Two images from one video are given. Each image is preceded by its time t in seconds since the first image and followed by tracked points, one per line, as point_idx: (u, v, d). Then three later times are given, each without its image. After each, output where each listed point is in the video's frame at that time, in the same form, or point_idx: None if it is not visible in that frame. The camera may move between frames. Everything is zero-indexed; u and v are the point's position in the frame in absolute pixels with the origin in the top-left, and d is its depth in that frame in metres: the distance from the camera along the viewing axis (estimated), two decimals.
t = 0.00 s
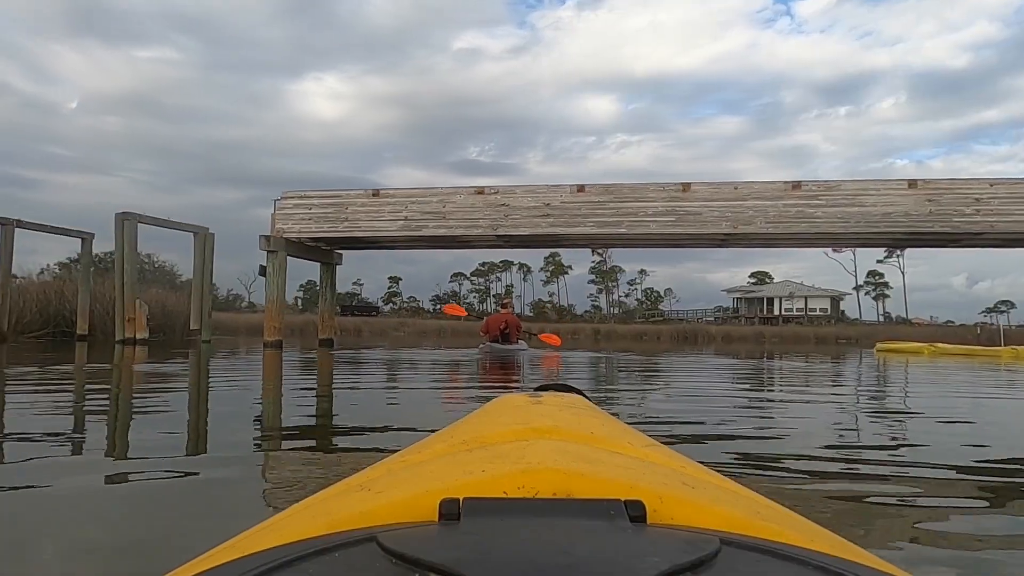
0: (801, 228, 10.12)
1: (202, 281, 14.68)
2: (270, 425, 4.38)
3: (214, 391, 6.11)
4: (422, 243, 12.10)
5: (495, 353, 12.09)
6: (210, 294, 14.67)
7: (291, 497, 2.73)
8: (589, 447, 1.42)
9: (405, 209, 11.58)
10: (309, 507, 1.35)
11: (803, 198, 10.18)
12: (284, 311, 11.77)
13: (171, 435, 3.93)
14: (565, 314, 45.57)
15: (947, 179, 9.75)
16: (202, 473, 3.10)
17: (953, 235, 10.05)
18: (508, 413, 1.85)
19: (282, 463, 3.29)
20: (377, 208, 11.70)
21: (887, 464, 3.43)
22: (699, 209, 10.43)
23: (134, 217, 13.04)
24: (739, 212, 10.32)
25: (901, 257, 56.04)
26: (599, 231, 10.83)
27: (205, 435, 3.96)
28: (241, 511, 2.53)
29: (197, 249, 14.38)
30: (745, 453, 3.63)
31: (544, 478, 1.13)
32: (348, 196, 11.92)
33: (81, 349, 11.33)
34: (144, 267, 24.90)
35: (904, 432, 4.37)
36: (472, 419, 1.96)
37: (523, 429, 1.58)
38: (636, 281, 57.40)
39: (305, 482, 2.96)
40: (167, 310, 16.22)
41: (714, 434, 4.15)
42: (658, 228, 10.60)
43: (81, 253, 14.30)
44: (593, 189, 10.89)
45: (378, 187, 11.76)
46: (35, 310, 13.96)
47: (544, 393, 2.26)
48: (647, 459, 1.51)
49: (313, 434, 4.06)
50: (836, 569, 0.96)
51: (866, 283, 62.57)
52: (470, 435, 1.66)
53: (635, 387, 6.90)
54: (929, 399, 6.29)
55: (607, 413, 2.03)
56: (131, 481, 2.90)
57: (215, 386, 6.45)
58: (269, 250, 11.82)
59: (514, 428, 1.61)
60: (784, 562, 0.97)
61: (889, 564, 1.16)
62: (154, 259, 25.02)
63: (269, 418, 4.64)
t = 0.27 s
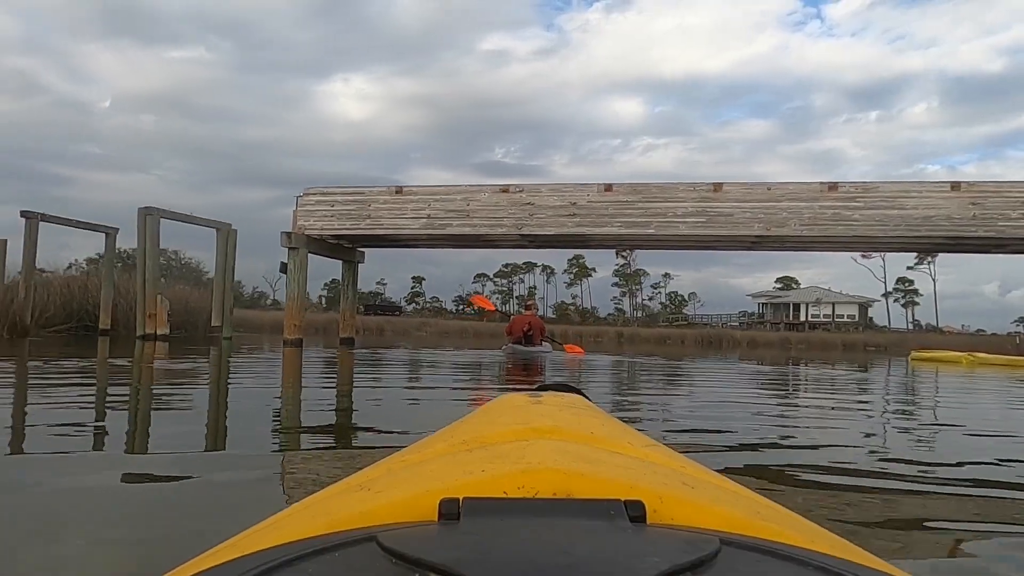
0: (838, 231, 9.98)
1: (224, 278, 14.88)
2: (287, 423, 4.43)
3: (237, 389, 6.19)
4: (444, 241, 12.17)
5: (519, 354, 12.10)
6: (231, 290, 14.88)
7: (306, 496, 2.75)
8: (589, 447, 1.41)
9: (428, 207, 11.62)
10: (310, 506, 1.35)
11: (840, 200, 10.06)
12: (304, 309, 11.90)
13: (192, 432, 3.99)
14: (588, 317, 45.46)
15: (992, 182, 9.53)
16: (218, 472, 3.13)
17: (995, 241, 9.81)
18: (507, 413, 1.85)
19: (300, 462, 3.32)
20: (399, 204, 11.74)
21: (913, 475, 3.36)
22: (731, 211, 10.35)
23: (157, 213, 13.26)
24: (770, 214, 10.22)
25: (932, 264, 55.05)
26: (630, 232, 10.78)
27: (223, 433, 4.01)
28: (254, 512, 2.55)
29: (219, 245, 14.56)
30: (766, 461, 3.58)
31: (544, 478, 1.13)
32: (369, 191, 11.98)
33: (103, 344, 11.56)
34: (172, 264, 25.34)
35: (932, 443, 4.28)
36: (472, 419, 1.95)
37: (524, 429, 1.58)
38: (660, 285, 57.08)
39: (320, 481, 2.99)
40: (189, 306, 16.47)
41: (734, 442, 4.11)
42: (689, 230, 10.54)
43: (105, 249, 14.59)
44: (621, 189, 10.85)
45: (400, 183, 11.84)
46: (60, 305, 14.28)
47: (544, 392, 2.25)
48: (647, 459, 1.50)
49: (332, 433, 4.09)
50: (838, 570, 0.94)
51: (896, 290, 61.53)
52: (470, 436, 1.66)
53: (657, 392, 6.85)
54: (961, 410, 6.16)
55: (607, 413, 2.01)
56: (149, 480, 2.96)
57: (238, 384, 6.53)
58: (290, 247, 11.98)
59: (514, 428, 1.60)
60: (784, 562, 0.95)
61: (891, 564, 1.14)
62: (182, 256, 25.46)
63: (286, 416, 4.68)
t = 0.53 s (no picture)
0: (869, 233, 9.83)
1: (239, 272, 15.01)
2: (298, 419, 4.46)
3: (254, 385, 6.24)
4: (461, 236, 12.18)
5: (537, 354, 12.09)
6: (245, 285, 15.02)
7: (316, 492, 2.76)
8: (589, 447, 1.40)
9: (445, 202, 11.62)
10: (310, 506, 1.35)
11: (871, 199, 9.89)
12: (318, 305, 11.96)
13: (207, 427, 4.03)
14: (606, 318, 45.32)
15: None
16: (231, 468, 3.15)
17: None
18: (507, 413, 1.84)
19: (313, 459, 3.33)
20: (415, 200, 11.79)
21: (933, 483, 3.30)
22: (757, 209, 10.23)
23: (172, 206, 13.42)
24: (796, 214, 10.09)
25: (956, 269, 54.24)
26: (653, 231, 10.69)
27: (235, 428, 4.04)
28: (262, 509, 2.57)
29: (234, 238, 14.69)
30: (781, 468, 3.54)
31: (544, 478, 1.12)
32: (386, 186, 12.01)
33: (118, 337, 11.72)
34: (192, 259, 25.62)
35: (954, 452, 4.20)
36: (472, 419, 1.95)
37: (523, 429, 1.57)
38: (679, 287, 56.77)
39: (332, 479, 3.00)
40: (205, 301, 16.66)
41: (751, 447, 4.06)
42: (714, 229, 10.42)
43: (121, 242, 14.80)
44: (643, 186, 10.76)
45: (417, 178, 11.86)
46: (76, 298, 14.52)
47: (543, 392, 2.24)
48: (646, 458, 1.48)
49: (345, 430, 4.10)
50: (838, 569, 0.92)
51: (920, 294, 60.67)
52: (469, 435, 1.65)
53: (674, 395, 6.80)
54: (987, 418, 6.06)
55: (606, 413, 2.00)
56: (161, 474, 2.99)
57: (256, 380, 6.59)
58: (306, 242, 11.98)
59: (514, 428, 1.59)
60: (784, 562, 0.94)
61: (892, 564, 1.12)
62: (202, 251, 25.73)
63: (299, 412, 4.72)
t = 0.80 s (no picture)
0: (890, 228, 9.73)
1: (244, 270, 15.05)
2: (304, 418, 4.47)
3: (262, 383, 6.26)
4: (469, 232, 12.16)
5: (548, 353, 12.07)
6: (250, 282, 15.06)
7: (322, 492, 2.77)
8: (588, 447, 1.39)
9: (453, 198, 11.61)
10: (310, 506, 1.35)
11: (892, 193, 9.79)
12: (322, 303, 11.98)
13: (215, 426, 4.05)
14: (615, 316, 45.23)
15: None
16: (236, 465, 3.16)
17: None
18: (506, 413, 1.84)
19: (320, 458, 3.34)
20: (420, 196, 11.81)
21: (944, 485, 3.28)
22: (772, 204, 10.13)
23: (175, 202, 13.48)
24: (811, 209, 10.02)
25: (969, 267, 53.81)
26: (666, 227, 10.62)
27: (240, 426, 4.06)
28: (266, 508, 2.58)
29: (240, 235, 14.73)
30: (789, 468, 3.51)
31: (544, 477, 1.11)
32: (393, 182, 12.02)
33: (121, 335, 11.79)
34: (201, 257, 25.77)
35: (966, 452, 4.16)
36: (471, 420, 1.94)
37: (523, 429, 1.56)
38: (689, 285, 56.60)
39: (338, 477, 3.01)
40: (210, 300, 16.73)
41: (759, 447, 4.04)
42: (728, 225, 10.31)
43: (126, 239, 14.89)
44: (655, 180, 10.72)
45: (424, 174, 11.86)
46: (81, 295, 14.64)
47: (542, 392, 2.23)
48: (646, 458, 1.48)
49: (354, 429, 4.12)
50: (838, 569, 0.91)
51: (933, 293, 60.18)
52: (469, 435, 1.65)
53: (683, 394, 6.76)
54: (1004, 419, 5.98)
55: (606, 413, 2.00)
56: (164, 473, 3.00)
57: (264, 378, 6.61)
58: (311, 238, 12.01)
59: (514, 428, 1.59)
60: (784, 562, 0.93)
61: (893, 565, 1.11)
62: (212, 249, 25.88)
63: (304, 411, 4.72)
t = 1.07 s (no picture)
0: (891, 232, 9.71)
1: (231, 264, 14.96)
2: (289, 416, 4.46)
3: (252, 380, 6.24)
4: (461, 230, 12.15)
5: (541, 353, 12.08)
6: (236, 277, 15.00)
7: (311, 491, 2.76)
8: (588, 447, 1.39)
9: (444, 193, 11.59)
10: (309, 507, 1.35)
11: (893, 196, 9.80)
12: (308, 299, 11.94)
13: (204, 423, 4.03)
14: (608, 319, 45.36)
15: None
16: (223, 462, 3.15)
17: None
18: (505, 414, 1.84)
19: (312, 455, 3.34)
20: (410, 190, 11.78)
21: (933, 492, 3.30)
22: (771, 207, 10.16)
23: (160, 193, 13.38)
24: (809, 212, 10.04)
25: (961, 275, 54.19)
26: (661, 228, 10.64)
27: (224, 424, 4.03)
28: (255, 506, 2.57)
29: (226, 229, 14.66)
30: (776, 473, 3.52)
31: (543, 478, 1.12)
32: (384, 177, 12.00)
33: (103, 330, 11.70)
34: (192, 252, 25.69)
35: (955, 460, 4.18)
36: (471, 420, 1.94)
37: (523, 429, 1.56)
38: (682, 289, 56.80)
39: (328, 476, 3.00)
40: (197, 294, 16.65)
41: (747, 452, 4.05)
42: (724, 227, 10.34)
43: (111, 231, 14.81)
44: (651, 180, 10.75)
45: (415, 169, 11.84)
46: (63, 287, 14.59)
47: (541, 392, 2.23)
48: (645, 458, 1.48)
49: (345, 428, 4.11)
50: (836, 570, 0.92)
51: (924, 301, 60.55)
52: (469, 436, 1.65)
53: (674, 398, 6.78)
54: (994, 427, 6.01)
55: (605, 414, 2.00)
56: (149, 469, 2.99)
57: (254, 375, 6.59)
58: (298, 232, 12.00)
59: (514, 428, 1.59)
60: (782, 562, 0.93)
61: (893, 566, 1.11)
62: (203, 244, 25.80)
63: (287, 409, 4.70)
